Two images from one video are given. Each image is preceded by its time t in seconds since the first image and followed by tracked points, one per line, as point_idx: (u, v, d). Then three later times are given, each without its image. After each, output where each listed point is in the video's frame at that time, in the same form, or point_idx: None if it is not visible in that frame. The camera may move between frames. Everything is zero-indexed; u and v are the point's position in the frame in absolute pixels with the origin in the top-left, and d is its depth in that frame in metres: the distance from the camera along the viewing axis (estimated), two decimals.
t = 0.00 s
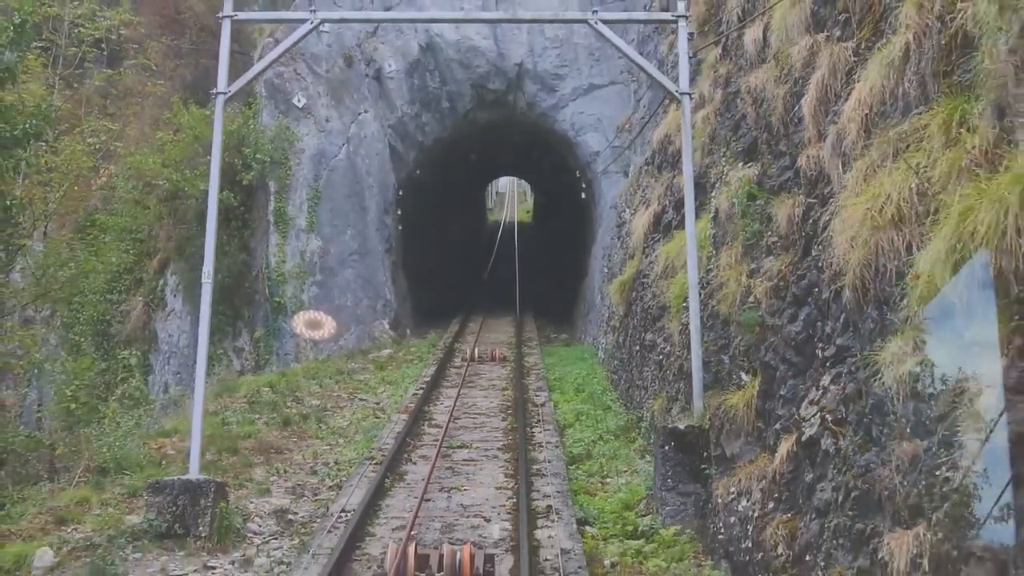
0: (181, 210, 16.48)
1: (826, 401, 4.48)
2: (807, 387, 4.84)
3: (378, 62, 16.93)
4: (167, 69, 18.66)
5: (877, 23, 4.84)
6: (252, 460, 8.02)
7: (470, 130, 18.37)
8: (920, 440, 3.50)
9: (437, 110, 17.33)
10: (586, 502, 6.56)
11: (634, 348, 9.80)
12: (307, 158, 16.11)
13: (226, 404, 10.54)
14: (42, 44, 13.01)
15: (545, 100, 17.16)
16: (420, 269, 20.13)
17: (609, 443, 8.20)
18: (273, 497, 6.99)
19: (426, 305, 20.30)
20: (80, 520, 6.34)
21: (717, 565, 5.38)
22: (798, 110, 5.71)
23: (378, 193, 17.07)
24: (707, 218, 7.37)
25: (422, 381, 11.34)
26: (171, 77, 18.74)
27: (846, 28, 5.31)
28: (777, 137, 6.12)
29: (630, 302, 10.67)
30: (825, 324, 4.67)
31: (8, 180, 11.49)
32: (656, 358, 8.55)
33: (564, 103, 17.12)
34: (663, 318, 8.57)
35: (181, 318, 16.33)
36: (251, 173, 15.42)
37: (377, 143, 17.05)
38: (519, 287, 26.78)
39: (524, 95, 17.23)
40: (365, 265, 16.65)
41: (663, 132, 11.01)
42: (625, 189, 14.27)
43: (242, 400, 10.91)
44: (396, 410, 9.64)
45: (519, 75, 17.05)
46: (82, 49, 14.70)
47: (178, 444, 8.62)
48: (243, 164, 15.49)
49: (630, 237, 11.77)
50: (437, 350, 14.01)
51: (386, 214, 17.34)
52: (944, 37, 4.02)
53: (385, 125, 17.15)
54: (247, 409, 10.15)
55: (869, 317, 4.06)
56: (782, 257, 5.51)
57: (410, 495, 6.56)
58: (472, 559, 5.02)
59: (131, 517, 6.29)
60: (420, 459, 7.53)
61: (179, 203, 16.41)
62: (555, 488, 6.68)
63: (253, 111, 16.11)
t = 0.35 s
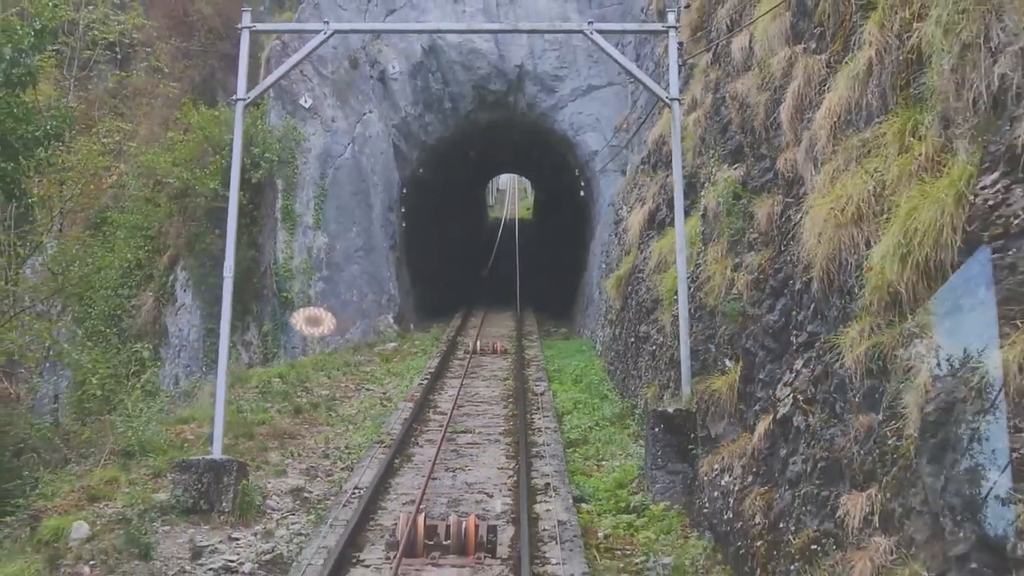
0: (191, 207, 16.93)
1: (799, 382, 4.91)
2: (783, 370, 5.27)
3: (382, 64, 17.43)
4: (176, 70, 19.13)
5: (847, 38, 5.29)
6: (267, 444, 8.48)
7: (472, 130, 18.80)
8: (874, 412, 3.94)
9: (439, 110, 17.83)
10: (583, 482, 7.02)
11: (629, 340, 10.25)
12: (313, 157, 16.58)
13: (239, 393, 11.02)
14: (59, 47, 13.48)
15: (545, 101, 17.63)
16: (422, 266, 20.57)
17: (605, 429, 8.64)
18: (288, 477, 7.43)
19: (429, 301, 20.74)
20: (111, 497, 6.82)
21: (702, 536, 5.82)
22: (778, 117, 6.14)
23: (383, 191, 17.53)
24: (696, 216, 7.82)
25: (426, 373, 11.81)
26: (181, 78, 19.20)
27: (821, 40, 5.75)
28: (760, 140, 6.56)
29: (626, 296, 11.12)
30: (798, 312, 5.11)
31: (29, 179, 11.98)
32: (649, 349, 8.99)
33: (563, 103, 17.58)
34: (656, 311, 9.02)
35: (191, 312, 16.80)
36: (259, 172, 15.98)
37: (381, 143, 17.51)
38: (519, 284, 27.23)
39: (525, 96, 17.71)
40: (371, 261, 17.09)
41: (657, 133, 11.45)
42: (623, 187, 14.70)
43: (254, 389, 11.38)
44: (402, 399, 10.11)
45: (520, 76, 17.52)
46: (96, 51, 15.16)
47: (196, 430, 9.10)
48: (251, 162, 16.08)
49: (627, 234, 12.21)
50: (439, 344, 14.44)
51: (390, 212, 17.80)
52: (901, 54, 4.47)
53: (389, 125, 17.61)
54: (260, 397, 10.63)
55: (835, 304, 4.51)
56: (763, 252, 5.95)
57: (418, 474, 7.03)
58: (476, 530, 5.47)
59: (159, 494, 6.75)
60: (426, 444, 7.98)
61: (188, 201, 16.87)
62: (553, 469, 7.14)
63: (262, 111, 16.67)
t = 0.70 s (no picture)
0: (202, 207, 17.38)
1: (777, 368, 5.36)
2: (764, 358, 5.72)
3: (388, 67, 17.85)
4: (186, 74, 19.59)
5: (823, 52, 5.73)
6: (282, 433, 8.93)
7: (476, 132, 19.27)
8: (839, 394, 4.39)
9: (444, 112, 18.39)
10: (581, 466, 7.48)
11: (626, 335, 10.71)
12: (320, 159, 16.93)
13: (253, 387, 11.48)
14: (76, 53, 13.97)
15: (546, 103, 18.12)
16: (427, 265, 21.05)
17: (603, 418, 9.09)
18: (304, 463, 7.89)
19: (433, 299, 21.23)
20: (139, 480, 7.29)
21: (690, 513, 6.26)
22: (762, 124, 6.60)
23: (388, 191, 18.01)
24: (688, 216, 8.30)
25: (433, 367, 12.27)
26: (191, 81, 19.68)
27: (801, 53, 6.20)
28: (747, 145, 7.00)
29: (624, 293, 11.59)
30: (778, 305, 5.55)
31: (50, 181, 12.47)
32: (645, 342, 9.45)
33: (564, 106, 18.05)
34: (651, 306, 9.48)
35: (202, 310, 17.26)
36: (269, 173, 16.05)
37: (387, 144, 18.00)
38: (521, 282, 27.73)
39: (527, 98, 18.19)
40: (376, 259, 17.58)
41: (654, 137, 11.91)
42: (622, 189, 15.15)
43: (267, 383, 11.83)
44: (410, 391, 10.57)
45: (522, 79, 17.98)
46: (110, 56, 15.64)
47: (214, 420, 9.56)
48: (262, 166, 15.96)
49: (625, 233, 12.68)
50: (444, 341, 14.88)
51: (395, 212, 18.27)
52: (868, 69, 4.89)
53: (394, 126, 18.08)
54: (274, 390, 11.10)
55: (808, 297, 4.95)
56: (747, 250, 6.39)
57: (427, 458, 7.50)
58: (481, 506, 5.93)
59: (184, 477, 7.21)
60: (433, 432, 8.43)
61: (199, 201, 17.31)
62: (553, 454, 7.59)
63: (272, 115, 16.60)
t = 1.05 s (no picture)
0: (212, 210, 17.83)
1: (759, 359, 5.81)
2: (748, 350, 6.17)
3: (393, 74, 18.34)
4: (198, 80, 20.07)
5: (803, 67, 6.19)
6: (296, 424, 9.39)
7: (479, 136, 19.74)
8: (811, 379, 4.83)
9: (448, 117, 18.84)
10: (580, 454, 7.94)
11: (624, 332, 11.18)
12: (328, 162, 17.39)
13: (267, 382, 11.94)
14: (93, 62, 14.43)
15: (547, 109, 18.57)
16: (431, 266, 21.52)
17: (602, 410, 9.55)
18: (319, 451, 8.34)
19: (437, 299, 21.70)
20: (165, 467, 7.75)
21: (682, 495, 6.71)
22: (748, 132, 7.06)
23: (393, 194, 18.48)
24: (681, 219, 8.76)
25: (438, 364, 12.74)
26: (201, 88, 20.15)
27: (784, 67, 6.66)
28: (736, 151, 7.45)
29: (622, 293, 12.05)
30: (760, 300, 6.00)
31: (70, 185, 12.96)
32: (641, 339, 9.91)
33: (565, 111, 18.52)
34: (647, 304, 9.93)
35: (213, 310, 17.71)
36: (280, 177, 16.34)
37: (392, 149, 18.49)
38: (523, 283, 28.22)
39: (528, 104, 18.63)
40: (381, 260, 18.05)
41: (651, 143, 12.37)
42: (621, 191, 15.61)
43: (278, 379, 12.29)
44: (417, 387, 11.03)
45: (524, 85, 18.43)
46: (125, 64, 16.12)
47: (230, 413, 10.01)
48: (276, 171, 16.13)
49: (624, 236, 13.15)
50: (449, 340, 15.32)
51: (400, 214, 18.74)
52: (841, 84, 5.34)
53: (400, 131, 18.56)
54: (287, 385, 11.56)
55: (786, 293, 5.41)
56: (734, 250, 6.84)
57: (435, 447, 7.96)
58: (487, 488, 6.39)
59: (207, 464, 7.68)
60: (440, 423, 8.89)
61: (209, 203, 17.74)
62: (554, 443, 8.06)
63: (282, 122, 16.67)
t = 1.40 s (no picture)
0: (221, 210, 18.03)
1: (743, 348, 6.26)
2: (733, 341, 6.62)
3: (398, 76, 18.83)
4: (206, 81, 20.51)
5: (785, 76, 6.63)
6: (308, 414, 9.84)
7: (482, 136, 20.19)
8: (788, 364, 5.28)
9: (451, 118, 19.20)
10: (579, 439, 8.40)
11: (622, 326, 11.65)
12: (336, 163, 17.94)
13: (279, 375, 12.40)
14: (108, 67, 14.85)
15: (548, 110, 19.00)
16: (435, 263, 21.99)
17: (599, 399, 10.02)
18: (331, 437, 8.80)
19: (441, 296, 22.18)
20: (187, 452, 8.22)
21: (673, 476, 7.17)
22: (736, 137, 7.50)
23: (398, 193, 18.96)
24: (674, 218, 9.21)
25: (443, 357, 13.21)
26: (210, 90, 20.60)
27: (769, 75, 7.10)
28: (725, 153, 7.89)
29: (620, 288, 12.51)
30: (745, 292, 6.44)
31: (87, 185, 13.38)
32: (638, 331, 10.37)
33: (565, 112, 18.96)
34: (643, 300, 10.40)
35: (223, 306, 18.17)
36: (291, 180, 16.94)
37: (398, 149, 19.03)
38: (525, 279, 28.70)
39: (529, 105, 19.03)
40: (387, 258, 18.53)
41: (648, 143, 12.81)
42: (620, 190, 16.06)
43: (290, 372, 12.75)
44: (424, 379, 11.50)
45: (525, 86, 18.83)
46: (137, 68, 16.56)
47: (246, 403, 10.48)
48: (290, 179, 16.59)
49: (622, 233, 13.60)
50: (452, 336, 15.78)
51: (405, 213, 19.21)
52: (817, 93, 5.78)
53: (404, 131, 19.03)
54: (298, 378, 12.02)
55: (767, 286, 5.86)
56: (722, 246, 7.28)
57: (442, 433, 8.42)
58: (491, 469, 6.86)
59: (227, 449, 8.15)
60: (446, 412, 9.34)
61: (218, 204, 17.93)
62: (553, 430, 8.51)
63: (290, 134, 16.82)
